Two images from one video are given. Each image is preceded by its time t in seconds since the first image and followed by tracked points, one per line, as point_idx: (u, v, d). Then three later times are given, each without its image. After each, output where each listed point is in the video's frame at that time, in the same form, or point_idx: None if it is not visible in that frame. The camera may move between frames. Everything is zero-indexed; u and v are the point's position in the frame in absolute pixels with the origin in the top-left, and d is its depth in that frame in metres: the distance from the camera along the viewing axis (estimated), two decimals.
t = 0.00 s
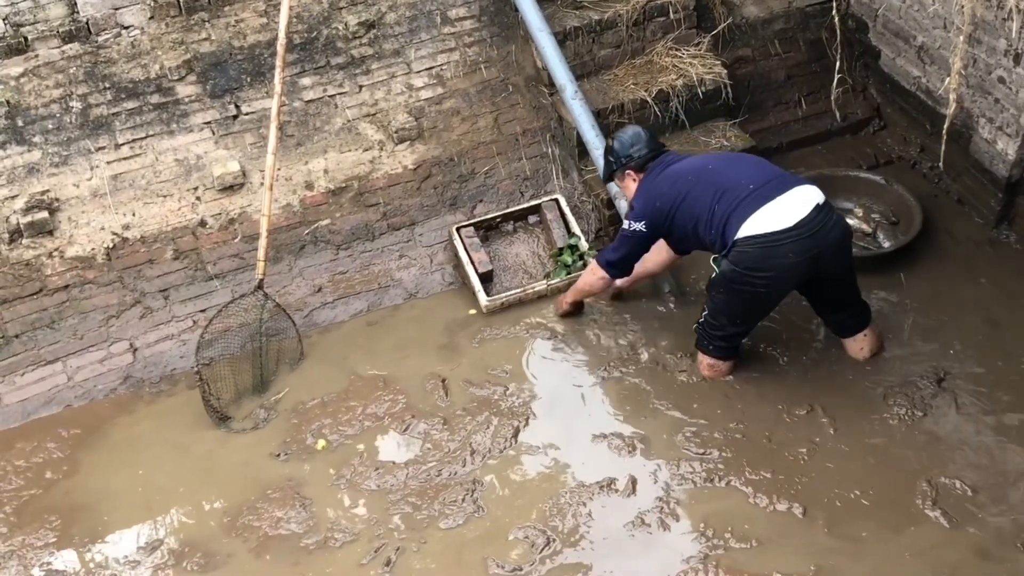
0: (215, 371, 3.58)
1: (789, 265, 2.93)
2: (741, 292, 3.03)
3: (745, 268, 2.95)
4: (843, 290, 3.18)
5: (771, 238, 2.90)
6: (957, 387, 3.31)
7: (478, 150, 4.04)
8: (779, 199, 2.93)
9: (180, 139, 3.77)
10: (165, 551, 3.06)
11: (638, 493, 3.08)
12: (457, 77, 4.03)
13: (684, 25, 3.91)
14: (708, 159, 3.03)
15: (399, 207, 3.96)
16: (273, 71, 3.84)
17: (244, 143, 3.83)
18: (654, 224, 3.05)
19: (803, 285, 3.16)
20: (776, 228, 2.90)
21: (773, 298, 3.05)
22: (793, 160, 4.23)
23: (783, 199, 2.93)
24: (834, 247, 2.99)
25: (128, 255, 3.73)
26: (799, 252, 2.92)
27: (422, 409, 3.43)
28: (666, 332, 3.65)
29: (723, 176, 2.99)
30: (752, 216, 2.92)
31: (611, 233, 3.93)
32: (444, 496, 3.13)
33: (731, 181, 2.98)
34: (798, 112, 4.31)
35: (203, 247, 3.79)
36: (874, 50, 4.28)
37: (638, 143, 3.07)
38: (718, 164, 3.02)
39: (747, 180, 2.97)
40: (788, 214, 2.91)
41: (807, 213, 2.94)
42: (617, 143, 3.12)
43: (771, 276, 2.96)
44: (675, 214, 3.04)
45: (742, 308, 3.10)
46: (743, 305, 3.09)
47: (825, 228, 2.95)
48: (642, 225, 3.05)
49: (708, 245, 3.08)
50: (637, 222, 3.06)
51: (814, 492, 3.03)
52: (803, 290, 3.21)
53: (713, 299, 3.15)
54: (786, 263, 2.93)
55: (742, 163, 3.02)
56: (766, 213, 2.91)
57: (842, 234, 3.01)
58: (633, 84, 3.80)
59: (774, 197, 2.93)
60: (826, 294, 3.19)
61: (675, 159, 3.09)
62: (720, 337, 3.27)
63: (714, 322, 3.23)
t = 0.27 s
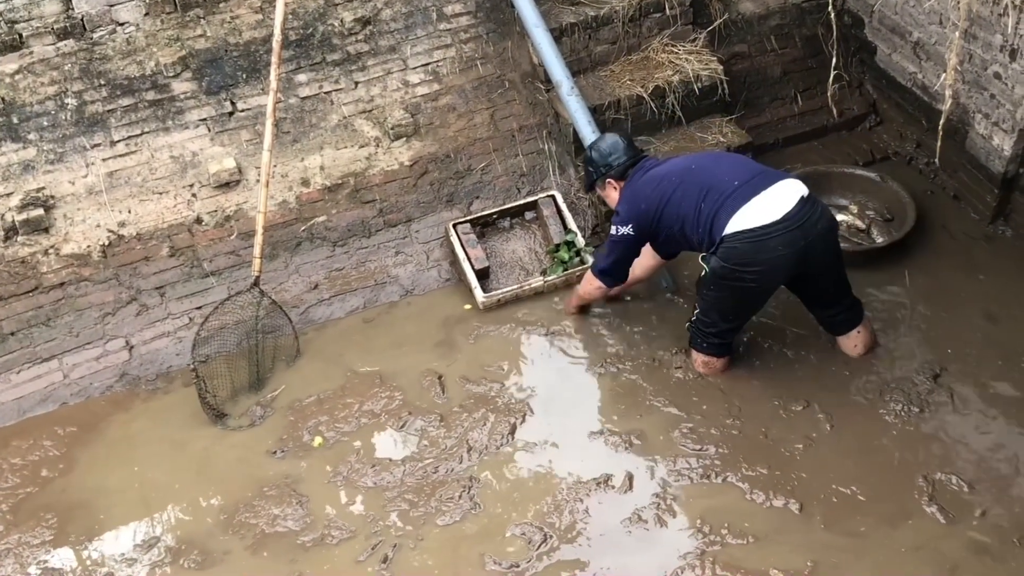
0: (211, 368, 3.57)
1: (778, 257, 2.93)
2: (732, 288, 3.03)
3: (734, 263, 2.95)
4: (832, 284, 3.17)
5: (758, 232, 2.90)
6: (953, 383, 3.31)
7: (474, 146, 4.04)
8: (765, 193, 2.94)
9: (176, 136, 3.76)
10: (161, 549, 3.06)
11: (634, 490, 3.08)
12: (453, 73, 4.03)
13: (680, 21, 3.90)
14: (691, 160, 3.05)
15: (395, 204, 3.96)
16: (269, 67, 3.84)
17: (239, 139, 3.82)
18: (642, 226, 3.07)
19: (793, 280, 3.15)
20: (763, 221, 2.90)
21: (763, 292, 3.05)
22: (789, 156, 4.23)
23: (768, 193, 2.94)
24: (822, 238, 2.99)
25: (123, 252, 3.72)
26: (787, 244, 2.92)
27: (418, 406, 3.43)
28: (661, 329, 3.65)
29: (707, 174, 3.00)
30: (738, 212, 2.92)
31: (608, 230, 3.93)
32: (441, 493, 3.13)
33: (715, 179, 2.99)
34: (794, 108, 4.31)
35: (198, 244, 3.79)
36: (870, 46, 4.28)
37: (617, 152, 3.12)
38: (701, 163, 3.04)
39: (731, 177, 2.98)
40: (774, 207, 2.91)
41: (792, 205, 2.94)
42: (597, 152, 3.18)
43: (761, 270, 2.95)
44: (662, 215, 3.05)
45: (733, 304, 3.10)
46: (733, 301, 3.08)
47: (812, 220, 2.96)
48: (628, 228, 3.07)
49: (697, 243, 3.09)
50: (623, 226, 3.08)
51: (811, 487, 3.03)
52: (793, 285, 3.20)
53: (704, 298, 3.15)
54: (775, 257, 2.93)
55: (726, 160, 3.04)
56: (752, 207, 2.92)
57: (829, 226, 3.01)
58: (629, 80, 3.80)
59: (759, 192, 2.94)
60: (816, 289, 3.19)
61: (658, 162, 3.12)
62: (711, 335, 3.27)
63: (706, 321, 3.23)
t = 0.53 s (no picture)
0: (206, 366, 3.57)
1: (773, 254, 2.93)
2: (727, 285, 3.03)
3: (729, 260, 2.95)
4: (828, 280, 3.17)
5: (753, 229, 2.90)
6: (948, 379, 3.32)
7: (469, 143, 4.04)
8: (760, 190, 2.94)
9: (170, 133, 3.75)
10: (156, 547, 3.05)
11: (630, 486, 3.08)
12: (448, 70, 4.03)
13: (675, 18, 3.91)
14: (686, 158, 3.05)
15: (390, 201, 3.95)
16: (264, 64, 3.84)
17: (234, 136, 3.82)
18: (638, 225, 3.07)
19: (788, 276, 3.15)
20: (758, 218, 2.90)
21: (759, 289, 3.05)
22: (784, 152, 4.23)
23: (763, 190, 2.94)
24: (817, 235, 2.99)
25: (118, 250, 3.71)
26: (782, 241, 2.92)
27: (414, 404, 3.43)
28: (657, 326, 3.65)
29: (702, 172, 3.00)
30: (733, 209, 2.92)
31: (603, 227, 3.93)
32: (436, 490, 3.13)
33: (710, 177, 2.99)
34: (789, 105, 4.31)
35: (193, 241, 3.78)
36: (865, 43, 4.29)
37: (611, 152, 3.12)
38: (696, 161, 3.04)
39: (726, 175, 2.98)
40: (769, 203, 2.91)
41: (787, 202, 2.94)
42: (591, 153, 3.18)
43: (756, 267, 2.95)
44: (658, 213, 3.05)
45: (728, 301, 3.10)
46: (729, 298, 3.08)
47: (807, 216, 2.96)
48: (625, 227, 3.07)
49: (693, 241, 3.09)
50: (620, 226, 3.09)
51: (806, 484, 3.03)
52: (788, 282, 3.20)
53: (700, 296, 3.15)
54: (770, 253, 2.93)
55: (721, 158, 3.04)
56: (747, 204, 2.92)
57: (824, 223, 3.01)
58: (624, 77, 3.80)
59: (754, 189, 2.94)
60: (811, 285, 3.19)
61: (653, 161, 3.12)
62: (707, 332, 3.27)
63: (702, 318, 3.23)
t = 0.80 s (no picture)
0: (201, 364, 3.56)
1: (769, 251, 2.93)
2: (723, 282, 3.03)
3: (724, 257, 2.95)
4: (824, 277, 3.17)
5: (749, 226, 2.90)
6: (942, 375, 3.32)
7: (464, 141, 4.04)
8: (756, 187, 2.94)
9: (164, 131, 3.74)
10: (151, 545, 3.05)
11: (626, 484, 3.09)
12: (442, 68, 4.03)
13: (669, 16, 3.92)
14: (682, 154, 3.05)
15: (385, 199, 3.95)
16: (258, 62, 3.83)
17: (228, 135, 3.81)
18: (634, 221, 3.07)
19: (784, 274, 3.16)
20: (754, 215, 2.91)
21: (755, 286, 3.05)
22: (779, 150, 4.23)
23: (759, 187, 2.94)
24: (813, 232, 2.99)
25: (112, 248, 3.71)
26: (778, 238, 2.92)
27: (409, 401, 3.43)
28: (652, 323, 3.65)
29: (699, 168, 3.01)
30: (730, 205, 2.93)
31: (598, 225, 3.94)
32: (432, 488, 3.13)
33: (707, 173, 2.99)
34: (784, 102, 4.31)
35: (188, 240, 3.77)
36: (859, 40, 4.29)
37: (608, 148, 3.12)
38: (692, 157, 3.04)
39: (722, 171, 2.99)
40: (765, 200, 2.92)
41: (784, 198, 2.94)
42: (588, 149, 3.17)
43: (752, 264, 2.95)
44: (655, 209, 3.05)
45: (724, 299, 3.10)
46: (725, 295, 3.08)
47: (803, 213, 2.96)
48: (622, 223, 3.07)
49: (689, 238, 3.09)
50: (617, 222, 3.09)
51: (801, 481, 3.04)
52: (784, 279, 3.21)
53: (697, 293, 3.15)
54: (765, 250, 2.93)
55: (718, 154, 3.04)
56: (743, 201, 2.92)
57: (820, 220, 3.01)
58: (618, 75, 3.79)
59: (750, 186, 2.94)
60: (806, 282, 3.19)
61: (649, 157, 3.11)
62: (703, 330, 3.27)
63: (697, 316, 3.23)
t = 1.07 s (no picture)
0: (195, 364, 3.56)
1: (762, 249, 2.93)
2: (717, 280, 3.03)
3: (718, 255, 2.96)
4: (817, 275, 3.18)
5: (742, 223, 2.90)
6: (937, 372, 3.32)
7: (458, 139, 4.04)
8: (750, 184, 2.94)
9: (157, 131, 3.74)
10: (146, 546, 3.05)
11: (621, 482, 3.09)
12: (436, 67, 4.03)
13: (663, 14, 3.93)
14: (676, 152, 3.05)
15: (380, 198, 3.95)
16: (251, 62, 3.83)
17: (222, 134, 3.81)
18: (628, 219, 3.07)
19: (778, 271, 3.16)
20: (747, 213, 2.90)
21: (749, 284, 3.06)
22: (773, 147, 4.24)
23: (752, 185, 2.94)
24: (807, 229, 2.99)
25: (106, 248, 3.70)
26: (771, 235, 2.92)
27: (404, 400, 3.43)
28: (646, 321, 3.65)
29: (693, 166, 3.01)
30: (723, 203, 2.93)
31: (592, 223, 3.94)
32: (427, 487, 3.13)
33: (700, 171, 2.99)
34: (778, 99, 4.31)
35: (182, 239, 3.77)
36: (853, 38, 4.29)
37: (602, 145, 3.12)
38: (686, 155, 3.04)
39: (716, 169, 2.99)
40: (759, 197, 2.92)
41: (777, 196, 2.94)
42: (583, 146, 3.17)
43: (745, 262, 2.95)
44: (649, 207, 3.05)
45: (718, 296, 3.10)
46: (719, 293, 3.08)
47: (796, 211, 2.96)
48: (616, 221, 3.08)
49: (683, 236, 3.09)
50: (611, 220, 3.09)
51: (796, 478, 3.04)
52: (778, 277, 3.21)
53: (691, 291, 3.15)
54: (759, 248, 2.93)
55: (711, 152, 3.04)
56: (736, 198, 2.92)
57: (813, 217, 3.01)
58: (612, 73, 3.79)
59: (743, 183, 2.95)
60: (800, 280, 3.19)
61: (643, 154, 3.11)
62: (698, 328, 3.27)
63: (692, 313, 3.23)
